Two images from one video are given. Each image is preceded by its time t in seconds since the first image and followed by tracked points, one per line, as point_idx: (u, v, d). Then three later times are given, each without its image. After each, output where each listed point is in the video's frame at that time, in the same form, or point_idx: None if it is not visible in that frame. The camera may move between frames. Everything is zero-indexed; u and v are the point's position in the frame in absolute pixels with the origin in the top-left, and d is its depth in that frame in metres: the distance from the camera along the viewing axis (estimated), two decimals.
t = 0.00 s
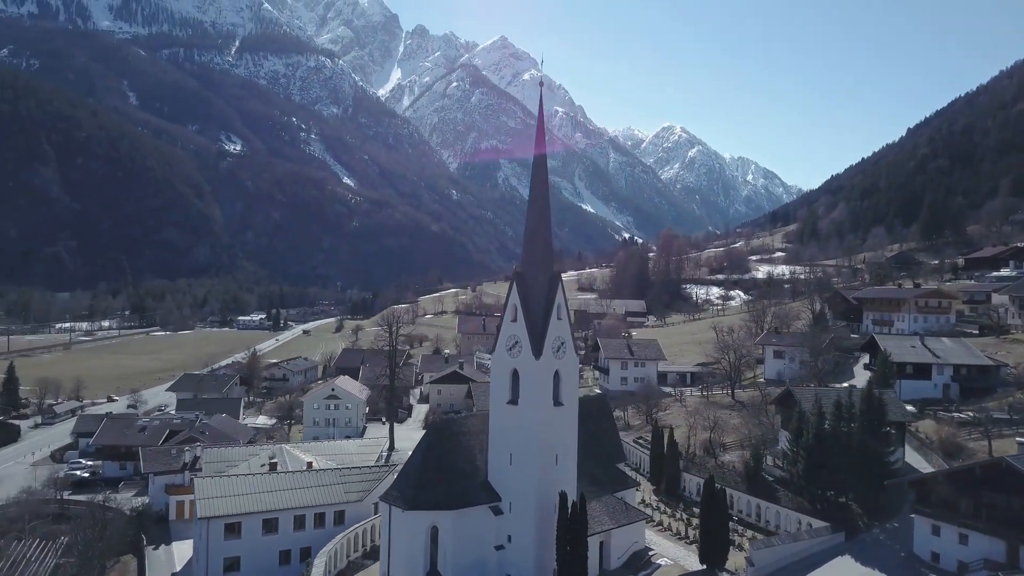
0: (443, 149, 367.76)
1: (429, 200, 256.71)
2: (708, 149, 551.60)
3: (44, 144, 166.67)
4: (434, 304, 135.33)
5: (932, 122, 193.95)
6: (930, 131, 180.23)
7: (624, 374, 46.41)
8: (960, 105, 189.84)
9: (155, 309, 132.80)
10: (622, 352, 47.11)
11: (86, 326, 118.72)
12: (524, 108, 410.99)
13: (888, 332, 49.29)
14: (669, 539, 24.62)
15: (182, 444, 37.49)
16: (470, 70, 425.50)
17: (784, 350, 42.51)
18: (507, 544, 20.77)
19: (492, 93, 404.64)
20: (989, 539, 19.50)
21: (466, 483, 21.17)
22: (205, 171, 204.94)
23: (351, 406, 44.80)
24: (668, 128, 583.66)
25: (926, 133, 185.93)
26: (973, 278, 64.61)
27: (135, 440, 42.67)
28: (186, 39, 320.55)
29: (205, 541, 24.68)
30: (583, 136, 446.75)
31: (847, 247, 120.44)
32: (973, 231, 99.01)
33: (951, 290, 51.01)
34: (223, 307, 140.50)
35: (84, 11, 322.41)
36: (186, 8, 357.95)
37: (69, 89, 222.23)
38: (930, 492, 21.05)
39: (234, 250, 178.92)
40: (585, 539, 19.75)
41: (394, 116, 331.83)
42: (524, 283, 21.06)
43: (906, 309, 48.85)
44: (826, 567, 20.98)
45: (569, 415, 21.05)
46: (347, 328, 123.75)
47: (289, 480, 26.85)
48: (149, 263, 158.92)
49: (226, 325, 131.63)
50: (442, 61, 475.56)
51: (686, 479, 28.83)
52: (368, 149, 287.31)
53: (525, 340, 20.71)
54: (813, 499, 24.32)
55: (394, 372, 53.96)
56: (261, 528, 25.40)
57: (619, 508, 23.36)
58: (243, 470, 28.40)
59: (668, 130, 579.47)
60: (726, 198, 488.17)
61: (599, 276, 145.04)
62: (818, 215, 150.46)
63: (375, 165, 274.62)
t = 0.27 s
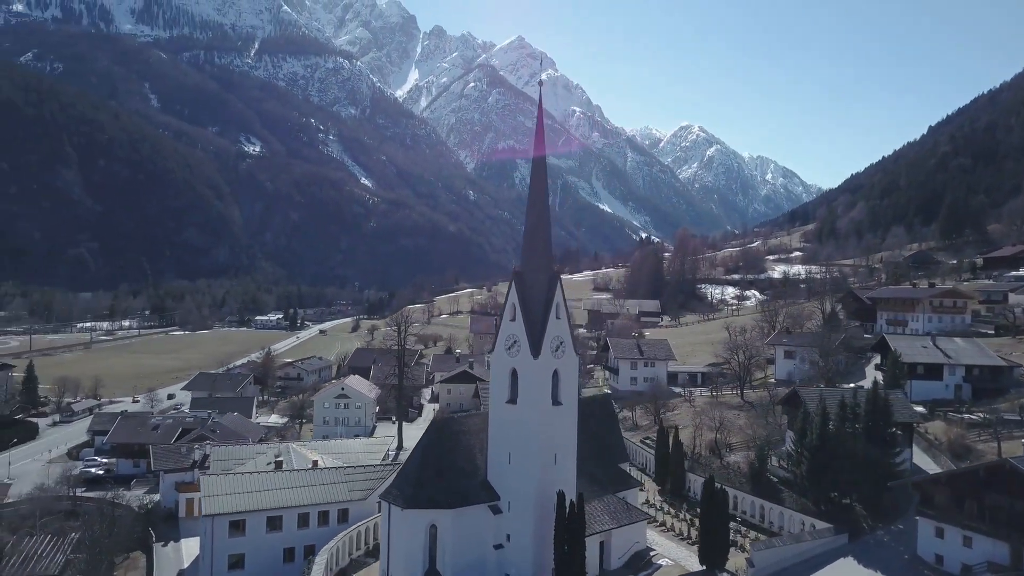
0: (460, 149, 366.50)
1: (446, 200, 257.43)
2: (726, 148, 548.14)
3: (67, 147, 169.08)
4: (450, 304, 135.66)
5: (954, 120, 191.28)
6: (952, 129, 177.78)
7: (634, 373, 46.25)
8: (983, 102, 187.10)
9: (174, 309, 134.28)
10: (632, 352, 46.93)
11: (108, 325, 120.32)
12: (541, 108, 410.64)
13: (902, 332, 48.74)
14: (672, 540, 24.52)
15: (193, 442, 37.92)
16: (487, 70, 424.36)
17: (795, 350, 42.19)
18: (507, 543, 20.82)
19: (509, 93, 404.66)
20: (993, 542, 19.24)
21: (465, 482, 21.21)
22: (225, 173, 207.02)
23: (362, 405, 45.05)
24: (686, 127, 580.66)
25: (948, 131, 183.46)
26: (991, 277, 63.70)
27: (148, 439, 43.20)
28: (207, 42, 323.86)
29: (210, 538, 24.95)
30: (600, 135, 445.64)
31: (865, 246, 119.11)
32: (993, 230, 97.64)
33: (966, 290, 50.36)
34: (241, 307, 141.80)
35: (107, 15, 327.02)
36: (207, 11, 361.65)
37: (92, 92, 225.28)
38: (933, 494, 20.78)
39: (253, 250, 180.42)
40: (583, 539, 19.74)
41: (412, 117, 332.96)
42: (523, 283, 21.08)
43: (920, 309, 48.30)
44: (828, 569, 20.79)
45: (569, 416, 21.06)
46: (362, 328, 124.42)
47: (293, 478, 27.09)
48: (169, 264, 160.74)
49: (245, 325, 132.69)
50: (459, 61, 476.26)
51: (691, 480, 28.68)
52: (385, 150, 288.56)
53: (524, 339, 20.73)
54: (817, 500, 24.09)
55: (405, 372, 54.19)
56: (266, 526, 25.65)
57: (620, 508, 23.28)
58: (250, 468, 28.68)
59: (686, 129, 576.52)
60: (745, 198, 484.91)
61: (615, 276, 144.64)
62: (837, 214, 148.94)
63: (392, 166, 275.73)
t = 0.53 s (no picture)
0: (481, 150, 366.28)
1: (466, 200, 257.99)
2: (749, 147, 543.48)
3: (93, 150, 171.87)
4: (468, 304, 135.96)
5: (981, 117, 187.95)
6: (979, 126, 174.72)
7: (646, 374, 45.98)
8: (1011, 99, 183.65)
9: (197, 309, 135.90)
10: (645, 353, 46.63)
11: (132, 325, 122.06)
12: (562, 108, 409.59)
13: (920, 333, 48.01)
14: (676, 541, 24.41)
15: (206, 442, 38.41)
16: (508, 71, 423.99)
17: (808, 351, 41.74)
18: (506, 543, 20.88)
19: (529, 93, 404.14)
20: (998, 548, 18.92)
21: (465, 483, 21.30)
22: (248, 174, 209.28)
23: (374, 405, 45.35)
24: (708, 126, 576.66)
25: (974, 129, 180.37)
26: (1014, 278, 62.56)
27: (164, 437, 43.80)
28: (231, 45, 327.58)
29: (218, 537, 25.25)
30: (621, 135, 443.75)
31: (888, 246, 117.60)
32: (1019, 230, 95.87)
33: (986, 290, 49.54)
34: (263, 307, 143.12)
35: (134, 20, 332.07)
36: (231, 14, 365.67)
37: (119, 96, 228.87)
38: (941, 498, 20.46)
39: (275, 250, 182.14)
40: (582, 541, 19.73)
41: (433, 117, 333.94)
42: (523, 284, 21.10)
43: (938, 310, 47.53)
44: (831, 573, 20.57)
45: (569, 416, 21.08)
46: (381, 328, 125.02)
47: (300, 477, 27.37)
48: (193, 265, 162.72)
49: (266, 325, 133.82)
50: (480, 62, 476.66)
51: (697, 482, 28.57)
52: (406, 150, 289.69)
53: (523, 340, 20.76)
54: (823, 504, 23.92)
55: (419, 373, 54.38)
56: (272, 524, 25.94)
57: (622, 509, 23.18)
58: (258, 468, 28.98)
59: (709, 128, 572.53)
60: (768, 197, 480.44)
61: (634, 276, 143.97)
62: (860, 213, 147.04)
63: (413, 167, 276.85)
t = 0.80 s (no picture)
0: (499, 150, 366.04)
1: (484, 200, 258.31)
2: (770, 146, 539.21)
3: (116, 152, 174.24)
4: (485, 304, 136.24)
5: (1006, 115, 185.05)
6: (1004, 124, 172.04)
7: (658, 376, 45.82)
8: None
9: (217, 309, 137.26)
10: (656, 354, 46.44)
11: (153, 325, 123.54)
12: (580, 108, 408.59)
13: (936, 334, 47.41)
14: (680, 544, 24.31)
15: (219, 441, 38.82)
16: (526, 71, 423.13)
17: (821, 353, 41.31)
18: (507, 544, 20.91)
19: (548, 94, 403.42)
20: (1004, 553, 18.66)
21: (466, 483, 21.35)
22: (268, 176, 210.98)
23: (385, 404, 45.57)
24: (728, 126, 572.86)
25: (999, 127, 177.66)
26: None
27: (179, 436, 44.35)
28: (251, 47, 330.27)
29: (225, 535, 25.50)
30: (640, 134, 441.93)
31: (909, 247, 116.18)
32: None
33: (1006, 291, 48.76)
34: (282, 307, 144.24)
35: (156, 23, 335.89)
36: (251, 16, 368.51)
37: (142, 98, 231.64)
38: (947, 502, 20.20)
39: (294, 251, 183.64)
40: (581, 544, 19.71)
41: (451, 118, 334.65)
42: (524, 286, 21.13)
43: (955, 311, 46.83)
44: None
45: (571, 417, 21.09)
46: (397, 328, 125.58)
47: (307, 478, 27.60)
48: (213, 265, 164.46)
49: (285, 324, 134.80)
50: (499, 62, 476.67)
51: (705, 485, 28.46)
52: (424, 151, 290.54)
53: (525, 341, 20.80)
54: (829, 508, 23.68)
55: (431, 372, 54.57)
56: (278, 523, 26.15)
57: (624, 511, 23.13)
58: (267, 467, 29.25)
59: (729, 127, 568.77)
60: (789, 196, 476.44)
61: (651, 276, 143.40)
62: (881, 212, 145.41)
63: (431, 167, 277.72)
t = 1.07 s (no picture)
0: (517, 151, 366.18)
1: (502, 201, 258.69)
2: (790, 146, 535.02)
3: (139, 154, 176.60)
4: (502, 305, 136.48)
5: None
6: None
7: (670, 377, 45.67)
8: None
9: (237, 310, 138.60)
10: (669, 355, 46.25)
11: (174, 326, 125.15)
12: (599, 108, 407.58)
13: (954, 335, 46.87)
14: (686, 546, 24.21)
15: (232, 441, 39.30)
16: (545, 71, 422.39)
17: (835, 354, 40.90)
18: (511, 545, 20.99)
19: (566, 94, 402.62)
20: (1012, 558, 18.37)
21: (470, 484, 21.44)
22: (288, 177, 212.77)
23: (397, 404, 45.80)
24: (748, 125, 569.17)
25: None
26: None
27: (195, 434, 44.91)
28: (272, 50, 333.31)
29: (235, 534, 25.77)
30: (659, 134, 440.13)
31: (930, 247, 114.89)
32: None
33: None
34: (301, 308, 145.27)
35: (179, 27, 340.05)
36: (272, 19, 371.74)
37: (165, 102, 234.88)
38: (954, 506, 19.96)
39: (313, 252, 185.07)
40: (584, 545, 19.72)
41: (469, 119, 335.35)
42: (527, 287, 21.16)
43: (974, 312, 46.30)
44: None
45: (574, 418, 21.12)
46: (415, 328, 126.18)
47: (316, 477, 27.86)
48: (234, 266, 166.14)
49: (304, 325, 135.68)
50: (517, 62, 476.71)
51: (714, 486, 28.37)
52: (443, 153, 291.48)
53: (528, 342, 20.82)
54: (837, 511, 23.46)
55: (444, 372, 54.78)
56: (287, 522, 26.40)
57: (629, 512, 23.10)
58: (277, 466, 29.46)
59: (748, 126, 565.10)
60: (810, 196, 472.39)
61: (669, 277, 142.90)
62: (903, 212, 143.84)
63: (450, 168, 278.65)
